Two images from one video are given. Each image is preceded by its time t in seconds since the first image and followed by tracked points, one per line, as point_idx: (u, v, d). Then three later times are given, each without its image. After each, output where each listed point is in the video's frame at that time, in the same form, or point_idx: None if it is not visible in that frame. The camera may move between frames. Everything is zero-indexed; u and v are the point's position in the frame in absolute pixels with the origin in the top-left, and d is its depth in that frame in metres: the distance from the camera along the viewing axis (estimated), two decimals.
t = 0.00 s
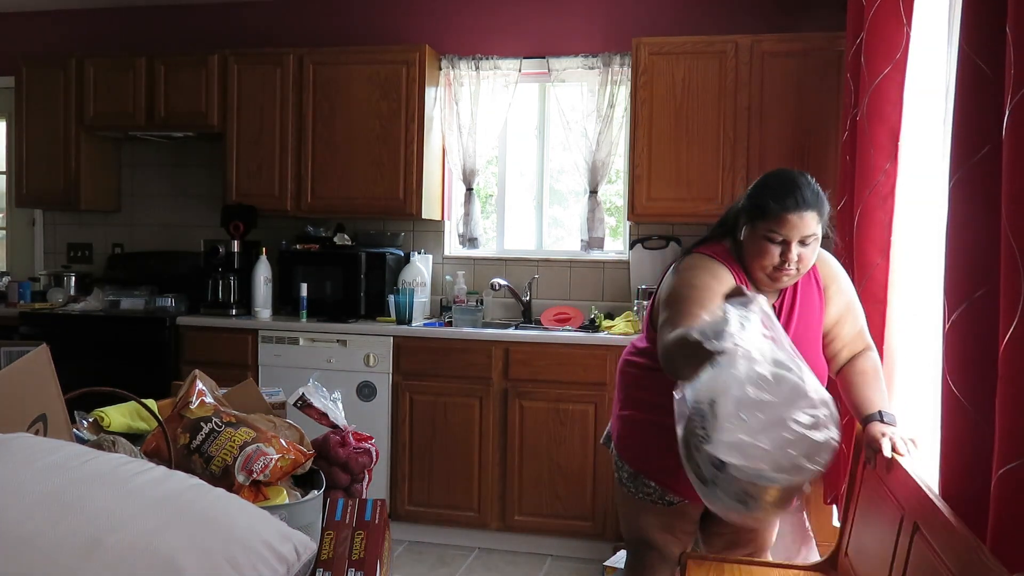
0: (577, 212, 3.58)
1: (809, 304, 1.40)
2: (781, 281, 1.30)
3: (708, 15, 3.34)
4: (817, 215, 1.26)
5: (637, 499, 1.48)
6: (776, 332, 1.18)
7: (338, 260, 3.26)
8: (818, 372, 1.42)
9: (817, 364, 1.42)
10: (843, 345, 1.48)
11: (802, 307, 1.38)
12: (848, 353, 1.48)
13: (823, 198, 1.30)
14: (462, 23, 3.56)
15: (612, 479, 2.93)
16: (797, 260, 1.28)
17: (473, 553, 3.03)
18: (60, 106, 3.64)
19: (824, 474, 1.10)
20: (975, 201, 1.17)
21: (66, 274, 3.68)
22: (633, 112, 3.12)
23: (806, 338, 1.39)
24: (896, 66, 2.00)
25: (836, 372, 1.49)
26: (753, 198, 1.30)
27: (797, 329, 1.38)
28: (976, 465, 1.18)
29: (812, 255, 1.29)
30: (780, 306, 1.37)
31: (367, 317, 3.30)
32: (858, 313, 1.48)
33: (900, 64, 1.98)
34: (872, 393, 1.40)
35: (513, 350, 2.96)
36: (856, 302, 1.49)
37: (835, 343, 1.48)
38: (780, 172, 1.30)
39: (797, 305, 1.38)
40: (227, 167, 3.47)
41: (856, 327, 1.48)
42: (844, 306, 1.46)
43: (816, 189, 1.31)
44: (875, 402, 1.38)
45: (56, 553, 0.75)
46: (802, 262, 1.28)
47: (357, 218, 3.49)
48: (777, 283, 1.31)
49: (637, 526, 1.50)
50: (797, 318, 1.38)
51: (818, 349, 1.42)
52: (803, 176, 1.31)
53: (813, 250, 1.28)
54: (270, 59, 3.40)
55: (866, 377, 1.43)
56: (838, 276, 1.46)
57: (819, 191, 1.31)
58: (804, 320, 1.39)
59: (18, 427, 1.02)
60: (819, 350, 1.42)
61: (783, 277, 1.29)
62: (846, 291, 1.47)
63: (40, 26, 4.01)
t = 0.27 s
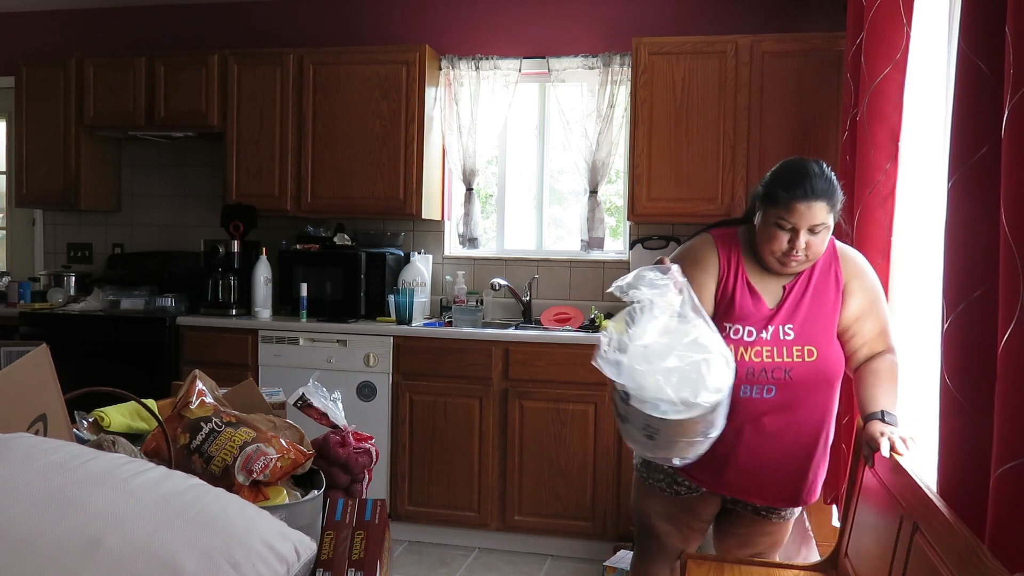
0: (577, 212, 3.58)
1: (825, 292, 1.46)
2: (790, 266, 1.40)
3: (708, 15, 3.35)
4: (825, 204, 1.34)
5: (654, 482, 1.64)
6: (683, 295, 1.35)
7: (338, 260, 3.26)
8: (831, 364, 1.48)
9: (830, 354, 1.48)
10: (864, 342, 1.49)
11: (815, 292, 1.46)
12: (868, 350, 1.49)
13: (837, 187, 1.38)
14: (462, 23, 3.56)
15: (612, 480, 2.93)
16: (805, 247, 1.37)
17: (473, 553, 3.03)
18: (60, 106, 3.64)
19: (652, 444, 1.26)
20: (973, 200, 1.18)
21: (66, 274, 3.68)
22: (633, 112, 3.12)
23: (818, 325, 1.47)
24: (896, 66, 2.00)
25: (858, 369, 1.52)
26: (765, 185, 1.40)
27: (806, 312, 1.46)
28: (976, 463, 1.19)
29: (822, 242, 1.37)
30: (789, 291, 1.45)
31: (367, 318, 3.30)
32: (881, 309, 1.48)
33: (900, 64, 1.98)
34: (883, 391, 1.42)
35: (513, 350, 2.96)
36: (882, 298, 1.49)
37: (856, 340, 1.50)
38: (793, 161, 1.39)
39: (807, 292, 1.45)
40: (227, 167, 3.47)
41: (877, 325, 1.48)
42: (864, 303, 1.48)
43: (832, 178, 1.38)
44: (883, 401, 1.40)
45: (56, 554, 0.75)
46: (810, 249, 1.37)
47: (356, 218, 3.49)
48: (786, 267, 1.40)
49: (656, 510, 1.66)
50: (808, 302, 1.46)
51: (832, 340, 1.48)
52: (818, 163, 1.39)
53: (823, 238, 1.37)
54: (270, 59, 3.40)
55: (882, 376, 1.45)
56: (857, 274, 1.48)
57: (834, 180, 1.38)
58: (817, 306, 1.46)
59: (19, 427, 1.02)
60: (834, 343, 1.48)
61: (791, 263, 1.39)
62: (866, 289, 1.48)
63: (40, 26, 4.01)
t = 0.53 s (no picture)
0: (577, 212, 3.58)
1: (829, 280, 1.50)
2: (796, 253, 1.51)
3: (708, 15, 3.35)
4: (823, 193, 1.45)
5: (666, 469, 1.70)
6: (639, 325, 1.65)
7: (338, 260, 3.26)
8: (826, 350, 1.49)
9: (825, 339, 1.49)
10: (880, 337, 1.48)
11: (817, 276, 1.51)
12: (884, 346, 1.48)
13: (837, 175, 1.48)
14: (462, 23, 3.56)
15: (612, 480, 2.93)
16: (805, 232, 1.47)
17: (473, 553, 3.03)
18: (60, 106, 3.64)
19: (581, 444, 1.54)
20: (972, 200, 1.18)
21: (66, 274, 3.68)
22: (633, 112, 3.12)
23: (816, 308, 1.50)
24: (897, 66, 2.01)
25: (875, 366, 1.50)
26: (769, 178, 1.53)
27: (805, 294, 1.51)
28: (976, 462, 1.19)
29: (824, 227, 1.48)
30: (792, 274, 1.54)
31: (367, 318, 3.30)
32: (901, 302, 1.47)
33: (901, 64, 1.99)
34: (892, 389, 1.40)
35: (513, 350, 2.96)
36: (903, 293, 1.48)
37: (871, 335, 1.49)
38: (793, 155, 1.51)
39: (811, 277, 1.52)
40: (227, 167, 3.47)
41: (894, 320, 1.47)
42: (881, 298, 1.48)
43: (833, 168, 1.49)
44: (888, 400, 1.38)
45: (57, 554, 0.75)
46: (811, 233, 1.48)
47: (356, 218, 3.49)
48: (790, 253, 1.51)
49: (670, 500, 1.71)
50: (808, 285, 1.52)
51: (831, 326, 1.49)
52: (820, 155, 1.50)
53: (822, 225, 1.47)
54: (270, 59, 3.40)
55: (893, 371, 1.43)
56: (875, 267, 1.49)
57: (836, 170, 1.49)
58: (818, 290, 1.51)
59: (19, 427, 1.02)
60: (836, 331, 1.49)
61: (793, 248, 1.49)
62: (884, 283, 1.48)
63: (40, 26, 4.01)
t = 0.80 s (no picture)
0: (577, 212, 3.58)
1: (811, 278, 1.53)
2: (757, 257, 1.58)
3: (708, 15, 3.35)
4: (760, 199, 1.53)
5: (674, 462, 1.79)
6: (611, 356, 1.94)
7: (338, 260, 3.26)
8: (812, 348, 1.51)
9: (808, 336, 1.51)
10: (876, 334, 1.48)
11: (801, 276, 1.54)
12: (882, 342, 1.48)
13: (779, 180, 1.53)
14: (463, 23, 3.56)
15: (612, 480, 2.92)
16: (754, 238, 1.55)
17: (474, 553, 3.03)
18: (60, 106, 3.64)
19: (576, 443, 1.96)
20: (973, 200, 1.18)
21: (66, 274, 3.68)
22: (634, 112, 3.12)
23: (799, 307, 1.53)
24: (897, 66, 2.01)
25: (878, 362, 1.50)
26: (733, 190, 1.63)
27: (788, 294, 1.55)
28: (975, 462, 1.20)
29: (774, 232, 1.53)
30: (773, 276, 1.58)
31: (367, 318, 3.30)
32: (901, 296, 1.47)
33: (901, 64, 2.00)
34: (895, 388, 1.40)
35: (513, 350, 2.96)
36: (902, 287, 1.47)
37: (868, 332, 1.50)
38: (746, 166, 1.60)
39: (788, 278, 1.56)
40: (227, 167, 3.47)
41: (889, 314, 1.47)
42: (876, 294, 1.48)
43: (780, 173, 1.54)
44: (889, 400, 1.39)
45: (57, 554, 0.75)
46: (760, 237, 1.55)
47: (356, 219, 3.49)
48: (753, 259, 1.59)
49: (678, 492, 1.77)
50: (791, 283, 1.55)
51: (815, 324, 1.51)
52: (772, 163, 1.57)
53: (772, 231, 1.53)
54: (270, 59, 3.40)
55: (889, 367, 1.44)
56: (869, 261, 1.49)
57: (783, 175, 1.54)
58: (801, 289, 1.54)
59: (18, 427, 1.02)
60: (821, 329, 1.51)
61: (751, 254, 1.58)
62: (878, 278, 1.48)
63: (39, 26, 4.00)
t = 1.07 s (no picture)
0: (577, 212, 3.58)
1: (776, 289, 1.51)
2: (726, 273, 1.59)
3: (708, 14, 3.34)
4: (715, 220, 1.53)
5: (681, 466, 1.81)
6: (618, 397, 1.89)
7: (338, 260, 3.26)
8: (784, 357, 1.50)
9: (780, 347, 1.50)
10: (859, 332, 1.45)
11: (768, 286, 1.53)
12: (867, 339, 1.45)
13: (737, 198, 1.52)
14: (463, 23, 3.56)
15: (612, 480, 2.92)
16: (719, 255, 1.56)
17: (474, 553, 3.03)
18: (60, 106, 3.64)
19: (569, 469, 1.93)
20: (974, 199, 1.19)
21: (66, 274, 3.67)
22: (634, 112, 3.12)
23: (768, 319, 1.51)
24: (897, 66, 2.01)
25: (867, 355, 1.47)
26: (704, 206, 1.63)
27: (757, 307, 1.54)
28: (976, 462, 1.20)
29: (735, 249, 1.53)
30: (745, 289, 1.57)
31: (367, 318, 3.30)
32: (881, 289, 1.42)
33: (901, 64, 1.99)
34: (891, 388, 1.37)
35: (513, 350, 2.96)
36: (882, 277, 1.43)
37: (851, 331, 1.46)
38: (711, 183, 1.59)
39: (754, 293, 1.55)
40: (227, 167, 3.47)
41: (868, 313, 1.42)
42: (846, 295, 1.43)
43: (738, 190, 1.53)
44: (888, 398, 1.37)
45: (56, 555, 0.75)
46: (722, 253, 1.55)
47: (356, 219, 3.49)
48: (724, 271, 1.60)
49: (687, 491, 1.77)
50: (759, 294, 1.54)
51: (784, 335, 1.49)
52: (733, 180, 1.55)
53: (732, 250, 1.54)
54: (270, 59, 3.40)
55: (878, 367, 1.40)
56: (842, 263, 1.44)
57: (742, 192, 1.52)
58: (768, 301, 1.52)
59: (18, 427, 1.02)
60: (791, 338, 1.49)
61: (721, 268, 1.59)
62: (854, 279, 1.43)
63: (39, 26, 4.01)
